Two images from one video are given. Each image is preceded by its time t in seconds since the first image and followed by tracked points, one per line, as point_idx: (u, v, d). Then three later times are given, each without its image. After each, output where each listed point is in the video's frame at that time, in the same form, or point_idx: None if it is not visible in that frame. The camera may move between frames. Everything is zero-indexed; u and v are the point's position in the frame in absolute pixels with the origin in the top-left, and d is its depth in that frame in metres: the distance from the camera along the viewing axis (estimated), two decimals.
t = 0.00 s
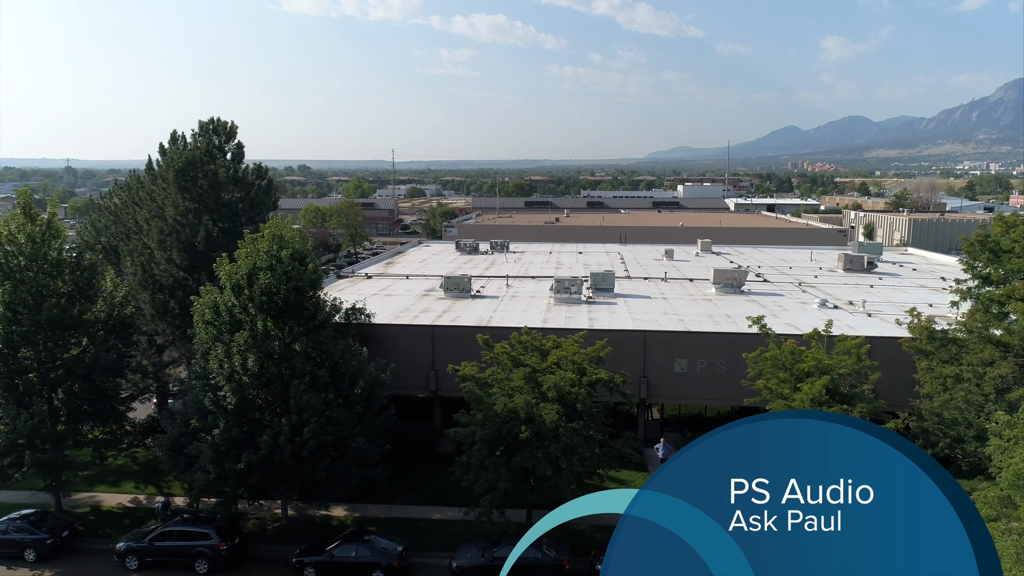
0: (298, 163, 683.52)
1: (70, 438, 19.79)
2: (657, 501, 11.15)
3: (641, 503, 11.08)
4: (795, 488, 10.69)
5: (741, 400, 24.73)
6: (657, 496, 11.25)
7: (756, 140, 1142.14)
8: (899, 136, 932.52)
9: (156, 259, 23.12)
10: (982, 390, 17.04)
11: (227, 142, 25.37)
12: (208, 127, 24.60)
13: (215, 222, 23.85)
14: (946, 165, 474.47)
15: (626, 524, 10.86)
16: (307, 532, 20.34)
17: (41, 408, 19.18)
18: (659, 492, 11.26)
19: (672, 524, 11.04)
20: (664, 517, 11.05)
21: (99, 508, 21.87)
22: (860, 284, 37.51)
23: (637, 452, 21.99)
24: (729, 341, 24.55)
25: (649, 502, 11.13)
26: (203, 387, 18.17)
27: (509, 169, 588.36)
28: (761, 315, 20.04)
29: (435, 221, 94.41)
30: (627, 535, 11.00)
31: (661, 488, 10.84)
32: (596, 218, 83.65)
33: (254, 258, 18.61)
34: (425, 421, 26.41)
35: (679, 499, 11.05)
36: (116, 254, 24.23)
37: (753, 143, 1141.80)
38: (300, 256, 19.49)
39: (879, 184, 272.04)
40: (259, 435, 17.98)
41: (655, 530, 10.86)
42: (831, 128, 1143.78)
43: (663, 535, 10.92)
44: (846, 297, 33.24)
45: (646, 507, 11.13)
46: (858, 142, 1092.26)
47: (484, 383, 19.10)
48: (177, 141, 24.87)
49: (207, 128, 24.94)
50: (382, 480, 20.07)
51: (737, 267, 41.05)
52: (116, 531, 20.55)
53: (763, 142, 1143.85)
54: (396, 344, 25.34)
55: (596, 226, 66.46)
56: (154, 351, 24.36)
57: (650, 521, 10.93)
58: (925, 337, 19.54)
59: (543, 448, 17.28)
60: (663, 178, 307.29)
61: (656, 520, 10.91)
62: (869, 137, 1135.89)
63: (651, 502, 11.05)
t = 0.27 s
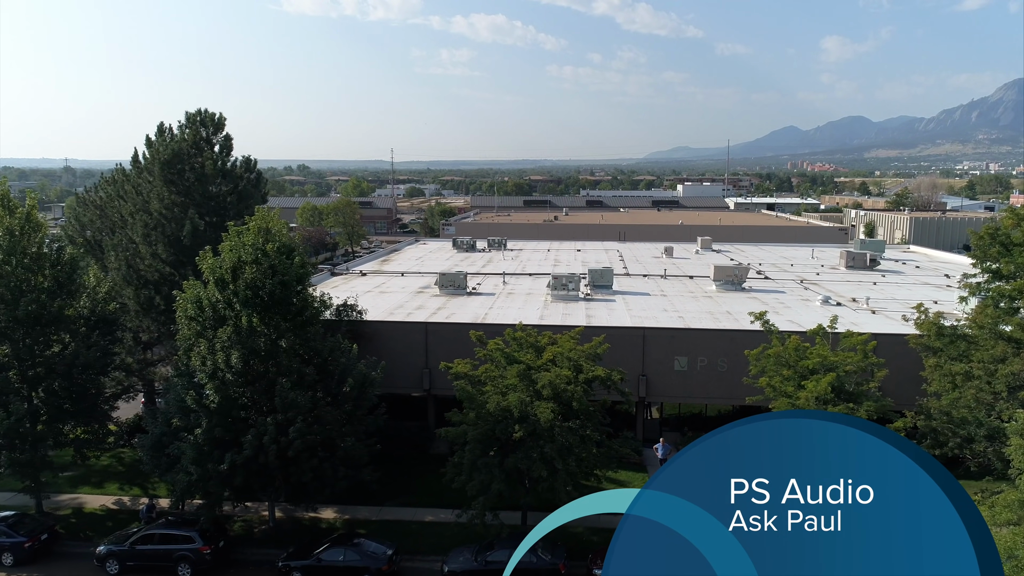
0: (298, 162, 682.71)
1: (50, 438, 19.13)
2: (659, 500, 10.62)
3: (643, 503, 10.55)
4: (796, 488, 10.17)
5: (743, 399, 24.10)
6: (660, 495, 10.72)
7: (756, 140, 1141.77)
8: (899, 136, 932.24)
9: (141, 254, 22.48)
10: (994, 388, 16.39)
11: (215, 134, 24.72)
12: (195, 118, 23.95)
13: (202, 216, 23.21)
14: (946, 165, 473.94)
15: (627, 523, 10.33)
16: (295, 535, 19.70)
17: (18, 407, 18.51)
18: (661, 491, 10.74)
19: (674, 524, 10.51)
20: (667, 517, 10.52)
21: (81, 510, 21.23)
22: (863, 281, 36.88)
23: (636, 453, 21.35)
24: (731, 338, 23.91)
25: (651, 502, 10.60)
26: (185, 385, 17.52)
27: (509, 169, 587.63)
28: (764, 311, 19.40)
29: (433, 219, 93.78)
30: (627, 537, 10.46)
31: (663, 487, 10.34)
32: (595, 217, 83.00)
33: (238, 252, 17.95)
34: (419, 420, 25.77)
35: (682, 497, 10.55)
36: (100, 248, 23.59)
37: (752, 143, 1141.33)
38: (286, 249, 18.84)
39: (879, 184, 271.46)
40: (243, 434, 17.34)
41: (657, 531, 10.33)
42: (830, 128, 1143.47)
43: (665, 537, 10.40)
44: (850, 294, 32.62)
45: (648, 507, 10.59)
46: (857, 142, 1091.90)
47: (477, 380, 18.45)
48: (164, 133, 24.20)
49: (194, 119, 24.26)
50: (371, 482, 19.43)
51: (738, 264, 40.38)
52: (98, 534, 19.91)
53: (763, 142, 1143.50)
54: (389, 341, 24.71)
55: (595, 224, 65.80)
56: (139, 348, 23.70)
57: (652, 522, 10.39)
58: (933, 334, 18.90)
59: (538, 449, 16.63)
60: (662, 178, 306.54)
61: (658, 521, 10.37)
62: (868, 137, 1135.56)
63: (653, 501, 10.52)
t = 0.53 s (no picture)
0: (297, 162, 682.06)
1: (27, 437, 18.47)
2: (661, 501, 10.23)
3: (645, 503, 10.18)
4: (796, 487, 9.95)
5: (744, 398, 23.47)
6: (662, 496, 10.30)
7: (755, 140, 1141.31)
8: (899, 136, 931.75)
9: (126, 248, 21.85)
10: (1007, 385, 15.76)
11: (203, 126, 24.09)
12: (182, 109, 23.32)
13: (188, 209, 22.57)
14: (945, 165, 473.52)
15: (627, 525, 9.89)
16: (281, 538, 19.07)
17: None
18: (663, 491, 10.33)
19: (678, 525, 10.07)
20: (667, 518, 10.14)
21: (63, 512, 20.59)
22: (866, 278, 36.25)
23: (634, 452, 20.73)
24: (732, 335, 23.28)
25: (653, 502, 10.22)
26: (167, 382, 16.88)
27: (508, 169, 587.40)
28: (768, 306, 18.75)
29: (431, 218, 93.24)
30: (628, 538, 10.03)
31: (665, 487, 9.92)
32: (594, 215, 82.38)
33: (223, 245, 17.33)
34: (412, 419, 25.13)
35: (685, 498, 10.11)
36: (85, 243, 22.95)
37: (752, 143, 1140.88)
38: (273, 242, 18.20)
39: (880, 183, 270.78)
40: (226, 433, 16.69)
41: (659, 532, 9.92)
42: (830, 128, 1143.03)
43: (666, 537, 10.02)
44: (853, 291, 31.99)
45: (650, 506, 10.22)
46: (857, 142, 1091.56)
47: (470, 377, 17.81)
48: (150, 124, 23.56)
49: (181, 110, 23.61)
50: (361, 483, 18.78)
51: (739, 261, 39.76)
52: (78, 537, 19.27)
53: (762, 142, 1143.09)
54: (381, 338, 24.09)
55: (594, 222, 65.16)
56: (124, 345, 23.07)
57: (654, 522, 10.00)
58: (942, 329, 18.26)
59: (532, 448, 15.99)
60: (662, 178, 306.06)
61: (659, 521, 10.02)
62: (868, 137, 1135.27)
63: (655, 502, 10.14)
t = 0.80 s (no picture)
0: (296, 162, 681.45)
1: (4, 436, 17.82)
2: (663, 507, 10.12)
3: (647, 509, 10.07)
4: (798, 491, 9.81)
5: (746, 396, 22.84)
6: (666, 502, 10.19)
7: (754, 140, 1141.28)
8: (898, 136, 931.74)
9: (108, 242, 21.20)
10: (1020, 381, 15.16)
11: (189, 116, 23.45)
12: (167, 99, 22.68)
13: (173, 201, 21.93)
14: (944, 165, 473.19)
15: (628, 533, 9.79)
16: (267, 540, 18.42)
17: None
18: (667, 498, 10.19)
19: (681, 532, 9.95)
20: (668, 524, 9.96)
21: (43, 514, 19.93)
22: (869, 275, 35.61)
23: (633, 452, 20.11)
24: (734, 331, 22.64)
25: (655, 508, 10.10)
26: (146, 378, 16.22)
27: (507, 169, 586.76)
28: (771, 299, 18.08)
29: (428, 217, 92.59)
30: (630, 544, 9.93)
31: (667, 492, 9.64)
32: (592, 213, 81.72)
33: (205, 236, 16.68)
34: (405, 418, 24.49)
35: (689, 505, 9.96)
36: (67, 236, 22.29)
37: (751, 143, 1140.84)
38: (257, 234, 17.53)
39: (880, 183, 270.25)
40: (208, 432, 16.04)
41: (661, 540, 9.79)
42: (829, 128, 1143.07)
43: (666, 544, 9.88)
44: (856, 287, 31.36)
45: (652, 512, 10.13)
46: (856, 142, 1091.58)
47: (462, 374, 17.18)
48: (135, 114, 22.90)
49: (166, 100, 22.95)
50: (349, 483, 18.15)
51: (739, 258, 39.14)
52: (57, 540, 18.61)
53: (761, 142, 1143.07)
54: (372, 334, 23.45)
55: (592, 220, 64.52)
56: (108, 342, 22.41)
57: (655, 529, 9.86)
58: (951, 324, 17.65)
59: (526, 448, 15.35)
60: (661, 177, 305.56)
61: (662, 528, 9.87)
62: (867, 137, 1135.31)
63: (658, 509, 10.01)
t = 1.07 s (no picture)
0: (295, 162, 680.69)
1: None
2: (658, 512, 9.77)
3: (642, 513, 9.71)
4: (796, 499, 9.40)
5: (749, 393, 22.25)
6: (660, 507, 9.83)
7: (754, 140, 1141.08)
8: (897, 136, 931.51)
9: (91, 234, 20.56)
10: None
11: (175, 106, 22.83)
12: (152, 88, 22.05)
13: (158, 193, 21.29)
14: (944, 165, 472.77)
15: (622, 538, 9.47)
16: (253, 542, 17.79)
17: None
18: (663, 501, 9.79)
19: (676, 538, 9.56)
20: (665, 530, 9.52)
21: (22, 515, 19.28)
22: (872, 271, 34.99)
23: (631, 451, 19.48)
24: (735, 327, 22.04)
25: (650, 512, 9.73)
26: (124, 374, 15.58)
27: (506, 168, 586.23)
28: (774, 292, 17.45)
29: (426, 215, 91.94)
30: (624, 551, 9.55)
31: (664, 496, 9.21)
32: (591, 211, 81.04)
33: (186, 226, 16.05)
34: (398, 417, 23.87)
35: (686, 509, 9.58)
36: (49, 229, 21.65)
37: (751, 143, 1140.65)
38: (242, 224, 16.88)
39: (880, 182, 269.41)
40: (188, 429, 15.40)
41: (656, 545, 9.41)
42: (828, 128, 1142.83)
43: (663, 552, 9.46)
44: (859, 283, 30.74)
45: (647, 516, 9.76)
46: (855, 142, 1091.39)
47: (454, 370, 16.55)
48: (118, 104, 22.27)
49: (151, 89, 22.31)
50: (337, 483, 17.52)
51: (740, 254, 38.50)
52: (35, 541, 17.96)
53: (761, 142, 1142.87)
54: (364, 330, 22.85)
55: (591, 217, 63.89)
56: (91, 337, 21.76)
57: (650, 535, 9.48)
58: (961, 318, 17.03)
59: (520, 447, 14.71)
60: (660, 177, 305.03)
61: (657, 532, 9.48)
62: (866, 137, 1135.14)
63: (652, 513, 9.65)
